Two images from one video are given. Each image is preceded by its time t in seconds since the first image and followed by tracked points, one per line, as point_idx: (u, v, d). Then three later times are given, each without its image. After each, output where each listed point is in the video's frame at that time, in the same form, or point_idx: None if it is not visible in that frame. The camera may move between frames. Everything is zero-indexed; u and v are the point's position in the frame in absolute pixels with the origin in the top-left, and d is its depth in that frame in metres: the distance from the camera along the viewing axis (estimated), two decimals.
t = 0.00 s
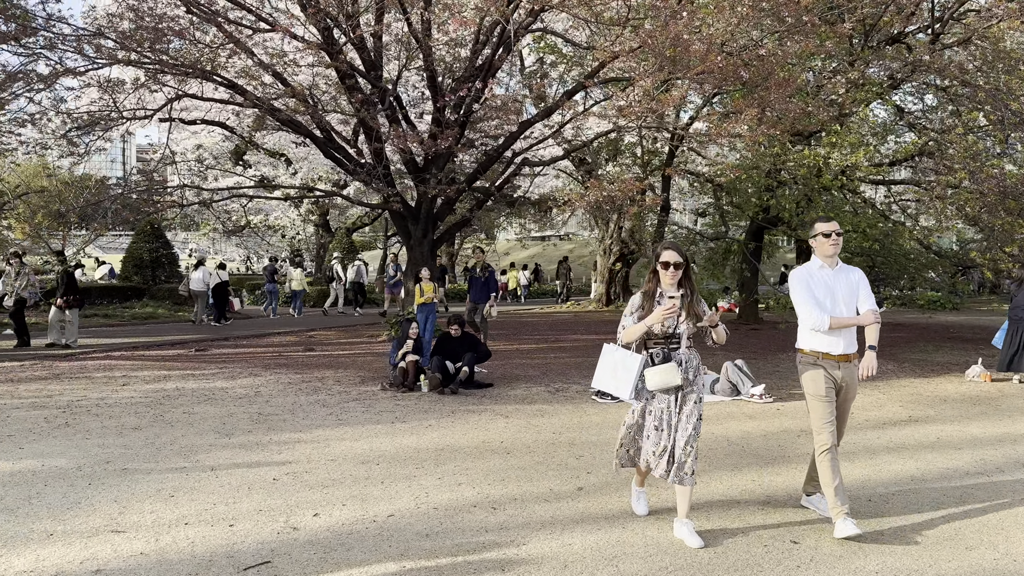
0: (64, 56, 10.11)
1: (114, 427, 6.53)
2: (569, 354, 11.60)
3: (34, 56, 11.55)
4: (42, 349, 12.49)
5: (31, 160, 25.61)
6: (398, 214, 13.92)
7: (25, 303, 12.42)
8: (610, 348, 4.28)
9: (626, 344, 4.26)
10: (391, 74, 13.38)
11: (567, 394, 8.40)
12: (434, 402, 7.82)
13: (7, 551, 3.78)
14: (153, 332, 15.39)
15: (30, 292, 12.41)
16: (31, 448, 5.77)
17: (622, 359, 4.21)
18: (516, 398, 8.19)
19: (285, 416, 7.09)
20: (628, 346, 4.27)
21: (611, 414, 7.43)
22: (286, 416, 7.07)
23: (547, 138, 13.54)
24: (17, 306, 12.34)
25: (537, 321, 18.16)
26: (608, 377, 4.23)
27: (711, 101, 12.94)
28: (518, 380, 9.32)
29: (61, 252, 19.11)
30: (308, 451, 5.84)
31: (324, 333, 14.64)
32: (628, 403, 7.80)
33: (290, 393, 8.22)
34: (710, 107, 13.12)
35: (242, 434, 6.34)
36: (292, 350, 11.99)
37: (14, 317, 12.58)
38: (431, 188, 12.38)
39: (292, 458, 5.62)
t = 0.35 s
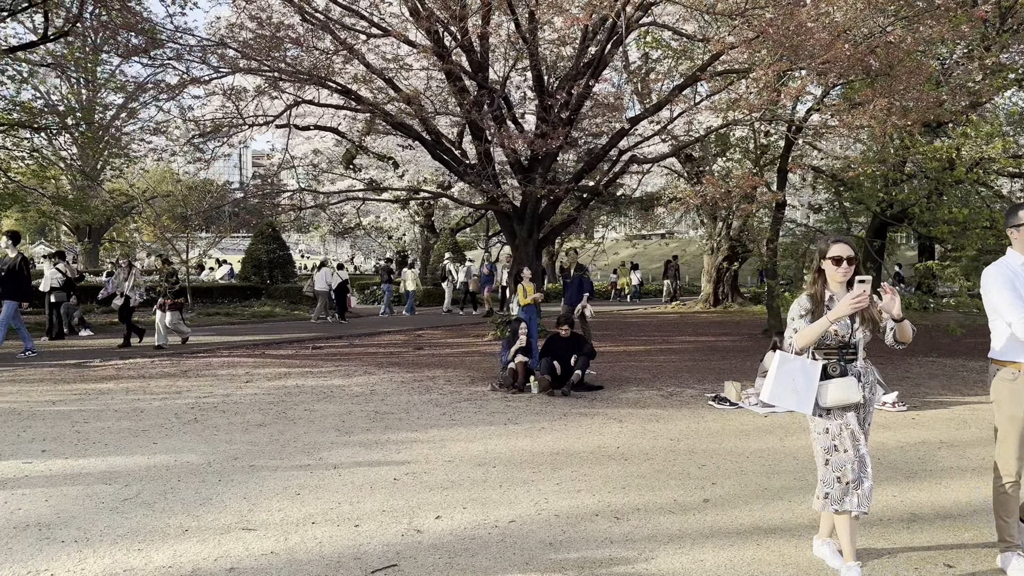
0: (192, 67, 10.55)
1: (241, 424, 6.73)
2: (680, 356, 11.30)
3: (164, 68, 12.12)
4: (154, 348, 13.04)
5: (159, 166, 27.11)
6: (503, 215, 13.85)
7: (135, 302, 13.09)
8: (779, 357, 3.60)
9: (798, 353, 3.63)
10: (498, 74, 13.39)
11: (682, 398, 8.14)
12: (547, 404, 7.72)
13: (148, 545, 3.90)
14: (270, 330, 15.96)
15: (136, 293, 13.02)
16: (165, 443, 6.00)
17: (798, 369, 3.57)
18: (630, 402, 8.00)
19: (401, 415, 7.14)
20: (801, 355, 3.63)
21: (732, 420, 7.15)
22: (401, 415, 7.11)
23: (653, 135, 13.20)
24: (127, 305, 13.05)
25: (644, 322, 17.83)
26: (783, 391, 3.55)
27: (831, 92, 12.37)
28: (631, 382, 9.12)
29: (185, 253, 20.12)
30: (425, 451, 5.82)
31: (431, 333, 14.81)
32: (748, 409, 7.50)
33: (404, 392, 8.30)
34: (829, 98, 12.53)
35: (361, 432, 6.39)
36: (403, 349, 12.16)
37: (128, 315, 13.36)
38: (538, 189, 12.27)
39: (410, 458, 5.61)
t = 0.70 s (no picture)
0: (312, 75, 10.82)
1: (362, 423, 6.81)
2: (803, 361, 10.79)
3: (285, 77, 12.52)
4: (274, 347, 13.42)
5: (278, 173, 28.25)
6: (612, 215, 13.46)
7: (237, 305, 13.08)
8: (997, 365, 3.31)
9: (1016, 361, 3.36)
10: (611, 72, 13.17)
11: (810, 407, 7.71)
12: (667, 410, 7.47)
13: (281, 544, 3.93)
14: (384, 331, 16.27)
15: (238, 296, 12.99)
16: (292, 441, 6.12)
17: (1018, 379, 3.28)
18: (755, 409, 7.65)
19: (518, 417, 7.06)
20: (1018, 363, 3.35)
21: (868, 431, 6.71)
22: (518, 417, 7.00)
23: (773, 130, 12.67)
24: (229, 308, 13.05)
25: (761, 325, 17.20)
26: (1003, 404, 3.29)
27: (970, 81, 11.54)
28: (753, 388, 8.74)
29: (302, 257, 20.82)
30: (545, 455, 5.69)
31: (541, 334, 14.73)
32: (886, 418, 7.05)
33: (519, 394, 8.22)
34: (968, 86, 11.69)
35: (479, 434, 6.32)
36: (514, 350, 12.12)
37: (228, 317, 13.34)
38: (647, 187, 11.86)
39: (531, 462, 5.48)
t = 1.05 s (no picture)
0: (427, 79, 10.90)
1: (480, 427, 6.72)
2: (944, 370, 10.04)
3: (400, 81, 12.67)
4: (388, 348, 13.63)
5: (390, 178, 28.89)
6: (731, 214, 12.88)
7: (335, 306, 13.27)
8: None
9: None
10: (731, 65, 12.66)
11: (959, 421, 7.08)
12: (798, 422, 7.03)
13: (409, 552, 3.85)
14: (494, 333, 16.29)
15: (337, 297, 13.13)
16: (412, 445, 6.09)
17: None
18: (895, 422, 7.11)
19: (639, 425, 6.80)
20: None
21: None
22: (639, 425, 6.72)
23: (909, 122, 11.87)
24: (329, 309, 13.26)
25: (890, 330, 16.22)
26: None
27: None
28: (891, 399, 8.16)
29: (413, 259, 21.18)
30: (672, 467, 5.39)
31: (654, 338, 14.36)
32: None
33: (637, 400, 7.96)
34: None
35: (600, 442, 6.08)
36: (628, 355, 11.83)
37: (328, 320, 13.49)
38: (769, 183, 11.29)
39: (658, 474, 5.20)
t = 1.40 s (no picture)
0: (531, 80, 10.83)
1: (588, 434, 6.57)
2: None
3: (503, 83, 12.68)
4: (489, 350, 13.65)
5: (489, 180, 29.07)
6: (849, 214, 12.27)
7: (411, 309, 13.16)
8: None
9: None
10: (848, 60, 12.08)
11: None
12: (928, 437, 6.57)
13: (523, 562, 3.75)
14: (594, 337, 16.10)
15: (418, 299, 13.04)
16: (520, 449, 6.00)
17: None
18: None
19: (755, 435, 6.50)
20: None
21: None
22: (755, 437, 6.42)
23: None
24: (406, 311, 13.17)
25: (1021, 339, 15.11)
26: None
27: None
28: None
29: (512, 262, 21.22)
30: (794, 483, 5.10)
31: (762, 344, 13.84)
32: None
33: (750, 410, 7.64)
34: None
35: (715, 453, 5.84)
36: (735, 361, 11.43)
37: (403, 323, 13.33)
38: (891, 181, 10.67)
39: (780, 490, 4.93)
